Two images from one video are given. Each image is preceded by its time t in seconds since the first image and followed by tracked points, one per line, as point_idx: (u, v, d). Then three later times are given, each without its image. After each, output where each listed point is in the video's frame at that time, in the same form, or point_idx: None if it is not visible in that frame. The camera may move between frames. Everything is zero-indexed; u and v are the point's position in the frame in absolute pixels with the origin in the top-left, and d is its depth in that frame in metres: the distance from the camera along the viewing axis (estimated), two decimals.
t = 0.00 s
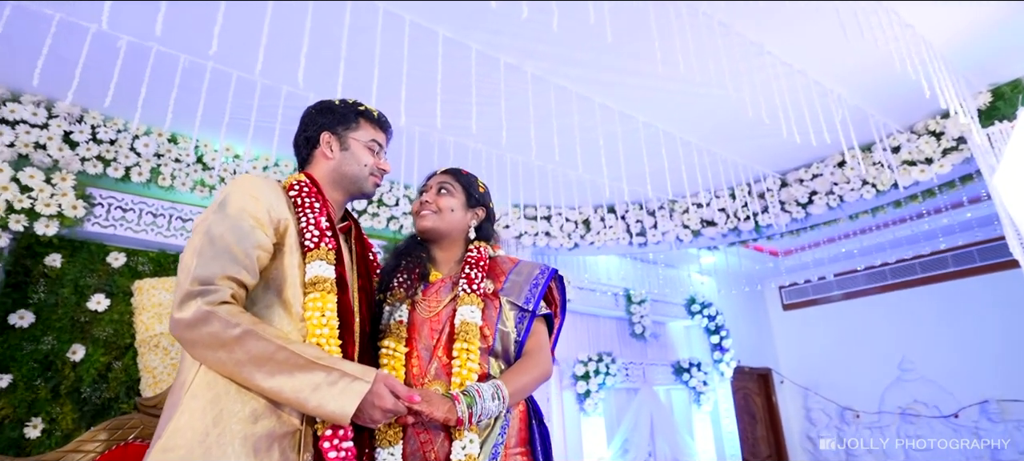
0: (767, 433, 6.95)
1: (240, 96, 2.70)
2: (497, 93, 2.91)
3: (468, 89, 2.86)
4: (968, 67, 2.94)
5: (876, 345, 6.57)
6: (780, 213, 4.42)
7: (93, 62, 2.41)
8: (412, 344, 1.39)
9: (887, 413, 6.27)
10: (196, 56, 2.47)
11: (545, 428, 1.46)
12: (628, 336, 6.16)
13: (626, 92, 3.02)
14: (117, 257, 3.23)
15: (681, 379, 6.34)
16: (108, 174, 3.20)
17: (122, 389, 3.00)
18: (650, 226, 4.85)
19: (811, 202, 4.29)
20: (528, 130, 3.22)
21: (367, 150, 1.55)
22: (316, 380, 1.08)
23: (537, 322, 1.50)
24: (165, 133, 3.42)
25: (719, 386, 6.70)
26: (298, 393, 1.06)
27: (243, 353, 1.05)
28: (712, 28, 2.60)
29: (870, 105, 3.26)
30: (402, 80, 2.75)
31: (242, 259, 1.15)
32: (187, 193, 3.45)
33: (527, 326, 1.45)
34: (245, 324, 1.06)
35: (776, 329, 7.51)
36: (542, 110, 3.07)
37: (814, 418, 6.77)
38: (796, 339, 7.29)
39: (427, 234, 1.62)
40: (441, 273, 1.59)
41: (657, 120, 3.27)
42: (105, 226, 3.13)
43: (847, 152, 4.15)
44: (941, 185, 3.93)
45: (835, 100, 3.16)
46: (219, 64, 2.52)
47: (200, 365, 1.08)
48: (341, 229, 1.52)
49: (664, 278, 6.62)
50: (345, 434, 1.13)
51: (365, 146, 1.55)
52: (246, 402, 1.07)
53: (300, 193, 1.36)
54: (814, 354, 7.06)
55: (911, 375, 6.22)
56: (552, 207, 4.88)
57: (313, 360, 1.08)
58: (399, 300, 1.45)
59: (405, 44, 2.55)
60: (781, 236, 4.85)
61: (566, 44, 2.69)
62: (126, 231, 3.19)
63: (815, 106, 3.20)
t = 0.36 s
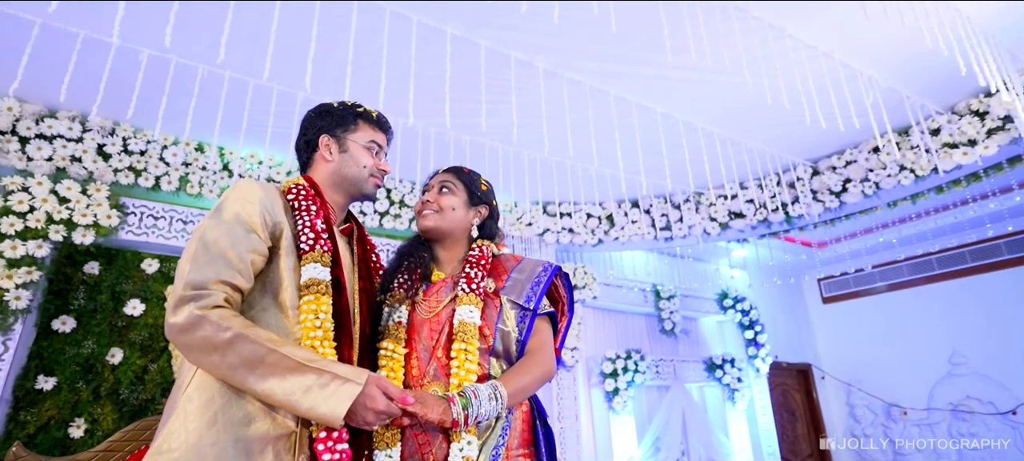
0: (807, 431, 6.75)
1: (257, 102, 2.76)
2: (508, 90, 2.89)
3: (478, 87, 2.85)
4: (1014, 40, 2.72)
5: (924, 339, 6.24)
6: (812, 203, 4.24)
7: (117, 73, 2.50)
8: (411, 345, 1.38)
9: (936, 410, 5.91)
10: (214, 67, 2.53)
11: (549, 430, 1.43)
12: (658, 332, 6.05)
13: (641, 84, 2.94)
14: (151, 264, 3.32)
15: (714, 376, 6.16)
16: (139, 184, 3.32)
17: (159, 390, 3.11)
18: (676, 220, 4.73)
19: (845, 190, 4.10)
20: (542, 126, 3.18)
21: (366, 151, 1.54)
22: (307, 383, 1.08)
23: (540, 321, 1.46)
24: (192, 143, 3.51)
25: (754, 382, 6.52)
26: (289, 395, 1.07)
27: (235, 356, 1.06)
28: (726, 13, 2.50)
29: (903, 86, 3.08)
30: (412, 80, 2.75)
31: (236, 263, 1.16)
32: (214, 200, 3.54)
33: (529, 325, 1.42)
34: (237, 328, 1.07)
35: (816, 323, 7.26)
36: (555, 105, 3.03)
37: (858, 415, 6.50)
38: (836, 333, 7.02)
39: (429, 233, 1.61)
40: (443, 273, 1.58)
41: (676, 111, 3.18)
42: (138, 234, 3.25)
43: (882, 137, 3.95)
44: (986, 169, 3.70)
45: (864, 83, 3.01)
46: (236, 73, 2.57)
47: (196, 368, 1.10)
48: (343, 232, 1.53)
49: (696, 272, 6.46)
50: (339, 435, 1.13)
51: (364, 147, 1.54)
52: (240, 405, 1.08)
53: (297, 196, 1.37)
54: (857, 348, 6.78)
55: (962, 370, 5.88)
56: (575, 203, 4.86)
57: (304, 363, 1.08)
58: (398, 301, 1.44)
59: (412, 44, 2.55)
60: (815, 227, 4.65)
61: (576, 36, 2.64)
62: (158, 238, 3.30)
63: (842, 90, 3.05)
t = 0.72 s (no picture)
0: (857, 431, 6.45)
1: (279, 108, 2.82)
2: (522, 86, 2.87)
3: (491, 83, 2.83)
4: None
5: (984, 333, 5.85)
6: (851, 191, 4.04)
7: (146, 84, 2.61)
8: (411, 343, 1.37)
9: (1000, 409, 5.51)
10: (236, 76, 2.61)
11: (553, 428, 1.40)
12: (693, 329, 5.89)
13: (661, 74, 2.87)
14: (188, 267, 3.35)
15: (753, 374, 5.90)
16: (175, 193, 3.42)
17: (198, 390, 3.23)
18: (706, 213, 4.60)
19: (887, 177, 3.88)
20: (559, 121, 3.15)
21: (366, 151, 1.55)
22: (298, 381, 1.08)
23: (543, 317, 1.43)
24: (223, 152, 3.61)
25: (798, 380, 6.28)
26: (280, 393, 1.07)
27: (229, 355, 1.08)
28: None
29: (946, 63, 2.89)
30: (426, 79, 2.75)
31: (232, 264, 1.18)
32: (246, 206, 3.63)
33: (530, 321, 1.39)
34: (230, 327, 1.08)
35: (865, 318, 6.93)
36: (572, 99, 2.98)
37: (913, 415, 6.17)
38: (887, 328, 6.68)
39: (432, 231, 1.60)
40: (447, 270, 1.56)
41: (699, 101, 3.08)
42: (175, 240, 3.38)
43: (926, 119, 3.72)
44: None
45: (901, 62, 2.83)
46: (257, 81, 2.64)
47: (195, 367, 1.12)
48: (345, 231, 1.55)
49: (733, 267, 6.27)
50: (333, 434, 1.14)
51: (364, 147, 1.55)
52: (235, 403, 1.09)
53: (296, 197, 1.39)
54: (910, 344, 6.43)
55: None
56: (602, 199, 4.82)
57: (295, 361, 1.09)
58: (398, 299, 1.45)
59: (422, 44, 2.56)
60: (857, 216, 4.43)
61: (589, 28, 2.59)
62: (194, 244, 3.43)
63: (878, 70, 2.88)
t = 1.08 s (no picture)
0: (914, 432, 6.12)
1: (301, 117, 2.90)
2: (535, 84, 2.84)
3: (504, 83, 2.81)
4: None
5: None
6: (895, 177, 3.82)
7: (176, 99, 2.72)
8: (412, 345, 1.37)
9: None
10: (260, 88, 2.68)
11: (558, 430, 1.37)
12: (733, 327, 5.70)
13: (680, 64, 2.79)
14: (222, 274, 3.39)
15: (797, 372, 5.71)
16: (211, 203, 3.53)
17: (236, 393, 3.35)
18: (740, 206, 4.46)
19: (934, 161, 3.65)
20: (577, 118, 3.11)
21: (368, 154, 1.56)
22: (293, 383, 1.09)
23: (548, 316, 1.40)
24: (256, 162, 3.67)
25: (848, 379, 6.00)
26: (275, 396, 1.09)
27: (226, 358, 1.10)
28: None
29: (993, 36, 2.68)
30: (440, 81, 2.76)
31: (232, 269, 1.21)
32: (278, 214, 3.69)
33: (531, 321, 1.36)
34: (226, 331, 1.11)
35: (920, 312, 6.55)
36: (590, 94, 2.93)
37: (977, 415, 5.68)
38: (946, 322, 6.29)
39: (435, 232, 1.59)
40: (450, 271, 1.56)
41: (723, 90, 2.98)
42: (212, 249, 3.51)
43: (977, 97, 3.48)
44: None
45: (941, 38, 2.65)
46: (280, 92, 2.71)
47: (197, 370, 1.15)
48: (350, 235, 1.56)
49: (775, 261, 6.05)
50: (330, 436, 1.14)
51: (366, 150, 1.56)
52: (235, 405, 1.12)
53: (297, 203, 1.41)
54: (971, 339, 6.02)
55: None
56: (630, 196, 4.74)
57: (290, 363, 1.10)
58: (400, 300, 1.44)
59: (432, 46, 2.56)
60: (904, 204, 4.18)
61: (602, 21, 2.54)
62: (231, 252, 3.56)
63: (915, 47, 2.71)
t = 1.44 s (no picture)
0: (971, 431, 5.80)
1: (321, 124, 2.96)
2: (546, 80, 2.81)
3: (516, 80, 2.80)
4: None
5: None
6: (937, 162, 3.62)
7: (201, 112, 2.83)
8: (412, 345, 1.37)
9: None
10: (280, 98, 2.75)
11: (560, 430, 1.35)
12: (768, 322, 5.51)
13: (696, 53, 2.71)
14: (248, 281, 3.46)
15: (840, 368, 5.46)
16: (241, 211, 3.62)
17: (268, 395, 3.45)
18: (771, 197, 4.30)
19: (979, 142, 3.43)
20: (593, 114, 3.07)
21: (369, 158, 1.57)
22: (288, 385, 1.11)
23: (547, 315, 1.38)
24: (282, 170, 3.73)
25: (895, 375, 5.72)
26: (270, 398, 1.11)
27: (224, 360, 1.13)
28: None
29: None
30: (452, 83, 2.78)
31: (232, 274, 1.24)
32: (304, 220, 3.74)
33: (530, 319, 1.35)
34: (224, 334, 1.14)
35: (975, 303, 6.18)
36: (605, 88, 2.89)
37: None
38: (1003, 314, 5.91)
39: (437, 232, 1.59)
40: (452, 271, 1.56)
41: (743, 78, 2.88)
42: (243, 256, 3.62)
43: None
44: None
45: (978, 11, 2.49)
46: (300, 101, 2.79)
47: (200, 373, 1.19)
48: (353, 238, 1.58)
49: (814, 253, 5.82)
50: (327, 436, 1.16)
51: (366, 154, 1.57)
52: (234, 407, 1.14)
53: (298, 207, 1.44)
54: None
55: None
56: (655, 191, 4.66)
57: (285, 365, 1.12)
58: (400, 302, 1.45)
59: (440, 46, 2.56)
60: (949, 190, 3.95)
61: (613, 13, 2.50)
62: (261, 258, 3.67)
63: (950, 22, 2.55)
